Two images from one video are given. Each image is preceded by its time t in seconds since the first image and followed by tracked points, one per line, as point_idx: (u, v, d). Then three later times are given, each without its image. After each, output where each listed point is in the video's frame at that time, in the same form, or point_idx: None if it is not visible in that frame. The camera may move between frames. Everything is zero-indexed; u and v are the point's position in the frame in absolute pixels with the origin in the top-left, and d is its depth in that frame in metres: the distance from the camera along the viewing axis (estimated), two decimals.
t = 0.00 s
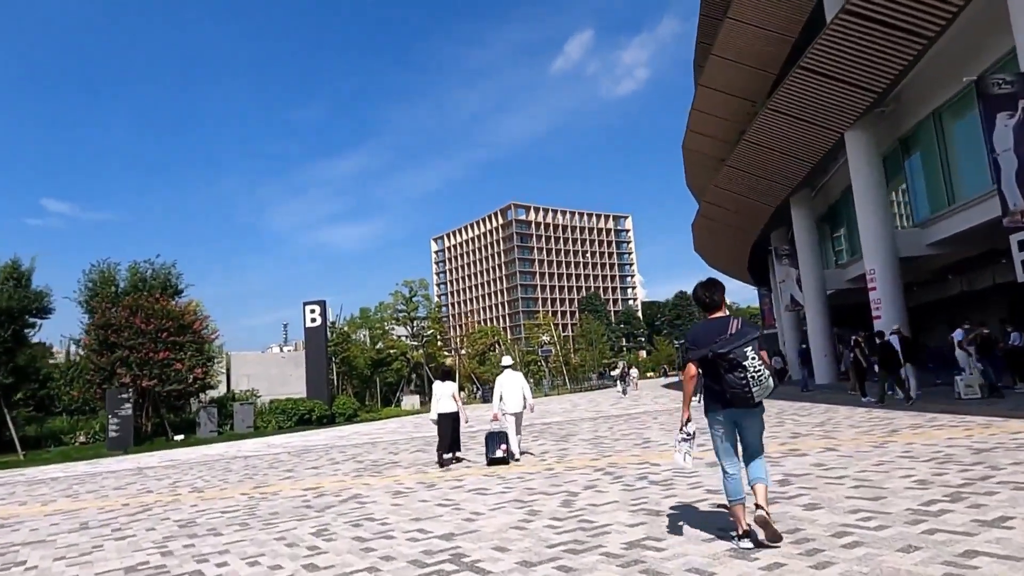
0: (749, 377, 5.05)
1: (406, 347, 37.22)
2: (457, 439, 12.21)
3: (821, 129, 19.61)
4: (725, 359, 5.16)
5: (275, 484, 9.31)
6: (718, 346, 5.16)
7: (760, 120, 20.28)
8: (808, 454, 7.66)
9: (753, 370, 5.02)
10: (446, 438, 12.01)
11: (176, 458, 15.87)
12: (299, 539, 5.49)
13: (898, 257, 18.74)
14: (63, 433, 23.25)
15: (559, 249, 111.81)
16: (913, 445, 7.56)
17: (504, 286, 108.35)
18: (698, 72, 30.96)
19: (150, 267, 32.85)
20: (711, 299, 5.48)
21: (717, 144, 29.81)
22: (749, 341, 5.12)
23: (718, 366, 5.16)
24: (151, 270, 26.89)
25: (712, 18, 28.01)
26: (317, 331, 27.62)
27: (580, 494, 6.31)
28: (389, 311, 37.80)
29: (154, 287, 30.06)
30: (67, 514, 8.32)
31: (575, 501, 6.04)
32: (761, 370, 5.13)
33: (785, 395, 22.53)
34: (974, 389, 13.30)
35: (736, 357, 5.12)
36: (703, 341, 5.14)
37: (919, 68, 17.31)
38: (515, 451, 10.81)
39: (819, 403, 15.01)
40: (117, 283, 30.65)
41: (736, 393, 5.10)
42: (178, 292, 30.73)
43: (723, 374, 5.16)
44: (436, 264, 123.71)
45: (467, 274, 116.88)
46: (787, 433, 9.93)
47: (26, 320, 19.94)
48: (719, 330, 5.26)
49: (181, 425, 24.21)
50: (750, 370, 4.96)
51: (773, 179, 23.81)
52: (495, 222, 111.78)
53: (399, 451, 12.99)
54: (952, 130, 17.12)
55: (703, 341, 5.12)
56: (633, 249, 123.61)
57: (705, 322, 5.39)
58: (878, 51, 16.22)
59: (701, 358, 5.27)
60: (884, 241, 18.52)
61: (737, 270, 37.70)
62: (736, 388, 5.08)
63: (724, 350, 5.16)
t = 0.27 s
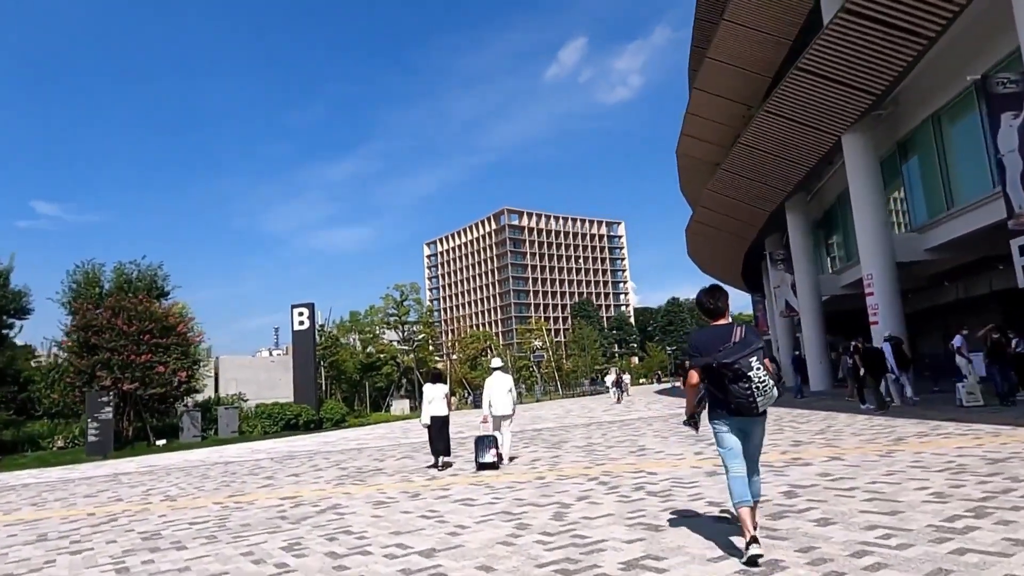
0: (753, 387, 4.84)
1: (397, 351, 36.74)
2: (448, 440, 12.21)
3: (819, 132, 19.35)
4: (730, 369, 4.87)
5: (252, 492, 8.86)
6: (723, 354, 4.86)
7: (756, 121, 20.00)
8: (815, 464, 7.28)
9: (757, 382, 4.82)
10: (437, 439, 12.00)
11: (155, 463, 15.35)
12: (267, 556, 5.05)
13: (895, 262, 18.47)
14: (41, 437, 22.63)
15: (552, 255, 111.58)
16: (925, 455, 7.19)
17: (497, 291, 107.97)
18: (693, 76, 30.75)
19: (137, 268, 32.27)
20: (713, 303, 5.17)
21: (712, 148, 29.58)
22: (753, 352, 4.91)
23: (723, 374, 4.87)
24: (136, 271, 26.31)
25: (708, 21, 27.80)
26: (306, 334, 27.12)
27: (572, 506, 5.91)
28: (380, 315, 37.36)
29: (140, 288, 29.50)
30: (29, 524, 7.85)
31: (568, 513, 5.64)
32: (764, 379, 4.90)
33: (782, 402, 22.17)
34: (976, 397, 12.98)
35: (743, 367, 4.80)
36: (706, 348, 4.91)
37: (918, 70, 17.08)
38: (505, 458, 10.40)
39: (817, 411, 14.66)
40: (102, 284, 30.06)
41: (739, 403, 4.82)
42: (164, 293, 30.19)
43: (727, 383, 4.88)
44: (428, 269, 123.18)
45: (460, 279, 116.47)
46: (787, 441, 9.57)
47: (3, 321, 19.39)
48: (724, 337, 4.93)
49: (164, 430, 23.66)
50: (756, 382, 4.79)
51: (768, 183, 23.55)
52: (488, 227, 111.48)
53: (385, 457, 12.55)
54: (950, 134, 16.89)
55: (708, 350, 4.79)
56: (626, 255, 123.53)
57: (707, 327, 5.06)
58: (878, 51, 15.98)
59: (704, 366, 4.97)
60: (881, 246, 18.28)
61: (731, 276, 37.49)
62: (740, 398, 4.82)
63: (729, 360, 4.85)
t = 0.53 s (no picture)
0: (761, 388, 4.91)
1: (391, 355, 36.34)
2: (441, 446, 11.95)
3: (820, 136, 19.13)
4: (739, 369, 4.91)
5: (234, 502, 8.47)
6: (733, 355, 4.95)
7: (756, 123, 19.78)
8: (822, 476, 6.96)
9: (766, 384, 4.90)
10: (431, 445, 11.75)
11: (139, 469, 14.92)
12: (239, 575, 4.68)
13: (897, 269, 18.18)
14: (25, 441, 22.11)
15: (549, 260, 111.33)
16: (938, 468, 6.88)
17: (493, 297, 107.59)
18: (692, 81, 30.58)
19: (128, 269, 31.82)
20: (722, 308, 5.27)
21: (710, 154, 29.37)
22: (762, 353, 5.01)
23: (732, 375, 4.94)
24: (126, 272, 25.91)
25: (707, 26, 27.64)
26: (298, 338, 26.71)
27: (569, 521, 5.56)
28: (374, 319, 36.97)
29: (130, 290, 29.06)
30: None
31: (564, 529, 5.29)
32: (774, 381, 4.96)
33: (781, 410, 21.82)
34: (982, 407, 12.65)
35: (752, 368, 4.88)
36: (713, 352, 5.04)
37: (921, 74, 16.87)
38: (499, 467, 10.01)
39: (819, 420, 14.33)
40: (92, 285, 29.61)
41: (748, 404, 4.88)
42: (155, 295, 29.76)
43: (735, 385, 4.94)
44: (424, 273, 122.75)
45: (456, 284, 116.09)
46: (792, 452, 9.22)
47: None
48: (732, 339, 5.05)
49: (151, 434, 23.18)
50: (765, 382, 4.88)
51: (768, 188, 23.30)
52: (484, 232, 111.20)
53: (375, 464, 12.15)
54: (953, 139, 16.65)
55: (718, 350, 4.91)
56: (623, 262, 123.35)
57: (716, 331, 5.18)
58: (881, 54, 15.77)
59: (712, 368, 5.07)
60: (883, 252, 18.01)
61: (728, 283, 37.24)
62: (750, 398, 4.88)
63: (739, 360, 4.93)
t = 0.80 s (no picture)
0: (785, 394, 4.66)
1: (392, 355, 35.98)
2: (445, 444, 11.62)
3: (832, 135, 18.74)
4: (761, 373, 4.71)
5: (224, 504, 8.10)
6: (753, 359, 4.72)
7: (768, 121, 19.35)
8: (844, 485, 6.56)
9: (789, 390, 4.64)
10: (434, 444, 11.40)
11: (134, 468, 14.61)
12: None
13: (910, 272, 17.76)
14: (20, 437, 21.79)
15: (552, 262, 110.97)
16: (967, 478, 6.48)
17: (496, 298, 107.23)
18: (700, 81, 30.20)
19: (128, 266, 31.53)
20: (740, 311, 5.00)
21: (718, 155, 28.96)
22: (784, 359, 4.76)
23: (754, 381, 4.71)
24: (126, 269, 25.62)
25: (716, 25, 27.28)
26: (299, 336, 26.37)
27: (577, 531, 5.17)
28: (376, 318, 36.65)
29: (131, 286, 28.77)
30: None
31: (572, 541, 4.90)
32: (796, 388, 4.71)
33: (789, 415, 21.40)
34: (1002, 415, 12.23)
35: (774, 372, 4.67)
36: (735, 353, 4.80)
37: (939, 72, 16.43)
38: (501, 470, 9.66)
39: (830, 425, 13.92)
40: (92, 281, 29.32)
41: (769, 409, 4.64)
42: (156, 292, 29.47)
43: (757, 390, 4.70)
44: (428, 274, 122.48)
45: (459, 285, 115.78)
46: (808, 458, 8.83)
47: None
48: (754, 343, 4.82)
49: (148, 432, 22.85)
50: (788, 388, 4.62)
51: (777, 189, 22.88)
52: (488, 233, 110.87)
53: (373, 466, 11.79)
54: (970, 140, 16.24)
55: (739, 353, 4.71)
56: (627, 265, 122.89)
57: (734, 335, 4.94)
58: (899, 50, 15.38)
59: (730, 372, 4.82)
60: (896, 254, 17.58)
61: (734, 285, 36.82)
62: (771, 404, 4.62)
63: (762, 365, 4.71)
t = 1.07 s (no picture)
0: (785, 393, 4.77)
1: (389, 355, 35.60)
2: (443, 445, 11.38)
3: (839, 132, 18.40)
4: (762, 374, 4.82)
5: (207, 510, 7.74)
6: (754, 359, 4.82)
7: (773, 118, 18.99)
8: (859, 493, 6.22)
9: (790, 388, 4.75)
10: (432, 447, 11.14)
11: (122, 469, 14.25)
12: None
13: (917, 273, 17.43)
14: (8, 437, 21.35)
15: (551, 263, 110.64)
16: (988, 487, 6.14)
17: (495, 298, 106.87)
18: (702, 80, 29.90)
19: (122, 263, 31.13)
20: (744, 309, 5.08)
21: (720, 154, 28.64)
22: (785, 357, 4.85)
23: (755, 381, 4.82)
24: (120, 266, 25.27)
25: (718, 23, 26.98)
26: (294, 335, 26.01)
27: (578, 544, 4.83)
28: (374, 317, 36.29)
29: (125, 283, 28.38)
30: None
31: (572, 554, 4.54)
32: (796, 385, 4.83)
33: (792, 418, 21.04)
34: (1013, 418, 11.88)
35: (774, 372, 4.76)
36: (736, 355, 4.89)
37: (948, 68, 16.10)
38: (498, 474, 9.31)
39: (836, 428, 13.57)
40: (86, 278, 28.93)
41: (771, 408, 4.76)
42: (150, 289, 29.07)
43: (758, 389, 4.82)
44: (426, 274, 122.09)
45: (458, 285, 115.41)
46: (818, 464, 8.49)
47: None
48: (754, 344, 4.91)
49: (139, 432, 22.44)
50: (788, 387, 4.73)
51: (780, 188, 22.53)
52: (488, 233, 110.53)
53: (367, 468, 11.44)
54: (978, 138, 15.92)
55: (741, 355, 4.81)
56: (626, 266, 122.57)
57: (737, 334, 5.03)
58: (909, 45, 15.04)
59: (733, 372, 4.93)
60: (903, 254, 17.25)
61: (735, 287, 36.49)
62: (772, 403, 4.75)
63: (761, 365, 4.80)
